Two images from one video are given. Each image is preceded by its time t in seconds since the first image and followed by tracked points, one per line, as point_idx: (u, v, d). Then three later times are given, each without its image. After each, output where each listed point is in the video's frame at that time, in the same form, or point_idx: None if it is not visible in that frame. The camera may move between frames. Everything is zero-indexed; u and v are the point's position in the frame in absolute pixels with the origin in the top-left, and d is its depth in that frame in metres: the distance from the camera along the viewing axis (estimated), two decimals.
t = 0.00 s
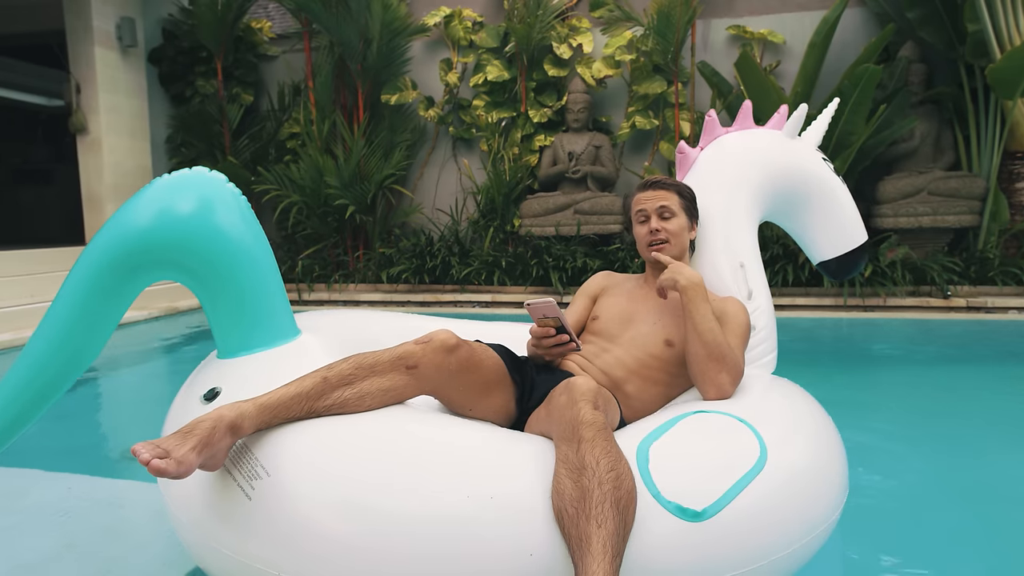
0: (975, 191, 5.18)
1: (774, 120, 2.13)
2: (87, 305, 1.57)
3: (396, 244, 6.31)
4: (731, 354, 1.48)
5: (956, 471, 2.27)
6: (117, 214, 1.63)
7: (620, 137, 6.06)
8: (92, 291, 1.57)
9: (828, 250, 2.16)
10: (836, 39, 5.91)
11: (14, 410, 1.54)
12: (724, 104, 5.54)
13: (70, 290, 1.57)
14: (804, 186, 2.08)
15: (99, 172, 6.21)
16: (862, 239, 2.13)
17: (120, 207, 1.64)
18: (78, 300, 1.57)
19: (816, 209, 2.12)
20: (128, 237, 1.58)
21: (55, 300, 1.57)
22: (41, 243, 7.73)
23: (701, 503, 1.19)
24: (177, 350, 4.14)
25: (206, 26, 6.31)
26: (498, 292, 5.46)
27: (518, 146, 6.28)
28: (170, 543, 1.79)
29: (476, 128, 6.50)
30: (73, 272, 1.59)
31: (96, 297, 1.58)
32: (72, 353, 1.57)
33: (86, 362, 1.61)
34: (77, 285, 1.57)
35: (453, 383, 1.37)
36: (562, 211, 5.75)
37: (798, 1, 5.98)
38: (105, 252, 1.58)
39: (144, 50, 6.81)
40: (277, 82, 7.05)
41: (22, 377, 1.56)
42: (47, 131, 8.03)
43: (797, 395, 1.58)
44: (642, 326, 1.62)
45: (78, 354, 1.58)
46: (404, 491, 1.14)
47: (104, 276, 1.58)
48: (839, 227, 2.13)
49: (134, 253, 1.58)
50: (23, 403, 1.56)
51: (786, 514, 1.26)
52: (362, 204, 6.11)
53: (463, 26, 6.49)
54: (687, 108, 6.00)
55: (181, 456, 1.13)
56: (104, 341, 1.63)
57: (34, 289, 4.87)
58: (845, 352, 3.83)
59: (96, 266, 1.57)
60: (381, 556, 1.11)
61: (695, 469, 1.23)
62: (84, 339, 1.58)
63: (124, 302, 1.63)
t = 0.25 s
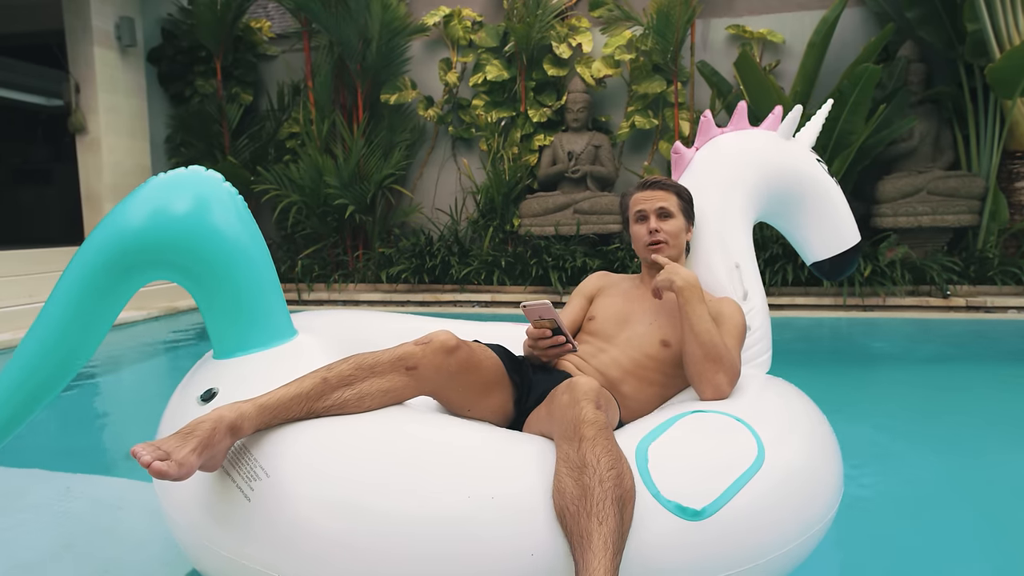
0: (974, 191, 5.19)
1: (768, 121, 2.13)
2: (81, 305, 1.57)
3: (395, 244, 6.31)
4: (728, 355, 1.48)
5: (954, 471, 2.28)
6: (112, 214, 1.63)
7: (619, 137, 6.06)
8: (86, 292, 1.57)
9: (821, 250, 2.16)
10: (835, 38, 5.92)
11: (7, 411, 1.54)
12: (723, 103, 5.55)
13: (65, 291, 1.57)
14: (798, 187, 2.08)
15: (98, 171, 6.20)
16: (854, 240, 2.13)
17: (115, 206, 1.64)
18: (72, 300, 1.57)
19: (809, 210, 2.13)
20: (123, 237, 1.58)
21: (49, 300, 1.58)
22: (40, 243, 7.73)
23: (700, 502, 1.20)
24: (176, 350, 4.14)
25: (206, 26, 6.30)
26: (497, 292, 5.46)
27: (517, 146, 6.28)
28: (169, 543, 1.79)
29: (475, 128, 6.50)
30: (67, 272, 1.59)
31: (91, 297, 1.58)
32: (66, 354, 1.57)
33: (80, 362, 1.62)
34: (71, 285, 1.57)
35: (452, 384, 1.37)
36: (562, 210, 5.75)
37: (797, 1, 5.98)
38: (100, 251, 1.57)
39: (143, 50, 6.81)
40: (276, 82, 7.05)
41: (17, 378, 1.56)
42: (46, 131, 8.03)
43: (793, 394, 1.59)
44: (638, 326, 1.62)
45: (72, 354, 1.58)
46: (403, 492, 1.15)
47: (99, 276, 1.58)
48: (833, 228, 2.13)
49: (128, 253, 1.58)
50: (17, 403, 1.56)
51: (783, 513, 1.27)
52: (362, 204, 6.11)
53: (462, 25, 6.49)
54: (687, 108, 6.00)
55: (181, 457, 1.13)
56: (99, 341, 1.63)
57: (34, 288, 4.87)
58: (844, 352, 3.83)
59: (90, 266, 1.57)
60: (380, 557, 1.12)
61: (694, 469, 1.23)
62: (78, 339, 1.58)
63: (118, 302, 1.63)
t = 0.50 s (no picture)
0: (973, 191, 5.19)
1: (761, 121, 2.14)
2: (74, 306, 1.57)
3: (395, 244, 6.31)
4: (725, 354, 1.48)
5: (955, 471, 2.28)
6: (105, 214, 1.62)
7: (619, 137, 6.06)
8: (80, 292, 1.57)
9: (815, 249, 2.16)
10: (835, 38, 5.92)
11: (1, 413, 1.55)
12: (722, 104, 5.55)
13: (58, 292, 1.57)
14: (792, 187, 2.08)
15: (98, 171, 6.20)
16: (847, 241, 2.14)
17: (109, 206, 1.64)
18: (66, 300, 1.57)
19: (803, 210, 2.13)
20: (117, 237, 1.58)
21: (41, 301, 1.57)
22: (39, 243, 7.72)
23: (699, 501, 1.20)
24: (177, 349, 4.15)
25: (206, 26, 6.30)
26: (497, 292, 5.46)
27: (516, 146, 6.27)
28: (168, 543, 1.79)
29: (475, 128, 6.50)
30: (60, 272, 1.58)
31: (84, 297, 1.58)
32: (60, 355, 1.57)
33: (74, 363, 1.62)
34: (64, 285, 1.57)
35: (450, 385, 1.37)
36: (561, 211, 5.75)
37: (797, 1, 5.98)
38: (94, 252, 1.57)
39: (142, 50, 6.80)
40: (276, 82, 7.05)
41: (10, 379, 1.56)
42: (45, 131, 8.05)
43: (788, 394, 1.59)
44: (634, 325, 1.62)
45: (66, 356, 1.58)
46: (401, 492, 1.15)
47: (93, 276, 1.58)
48: (825, 229, 2.14)
49: (122, 253, 1.58)
50: (12, 404, 1.56)
51: (780, 511, 1.28)
52: (361, 204, 6.11)
53: (462, 25, 6.49)
54: (686, 108, 6.00)
55: (178, 459, 1.13)
56: (93, 342, 1.63)
57: (33, 289, 4.87)
58: (843, 351, 3.83)
59: (84, 266, 1.57)
60: (378, 557, 1.12)
61: (691, 468, 1.24)
62: (72, 339, 1.58)
63: (112, 303, 1.63)
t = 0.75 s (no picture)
0: (972, 192, 5.20)
1: (756, 122, 2.14)
2: (68, 307, 1.57)
3: (394, 245, 6.31)
4: (721, 355, 1.48)
5: (954, 473, 2.28)
6: (100, 215, 1.62)
7: (618, 138, 6.06)
8: (73, 293, 1.57)
9: (810, 250, 2.18)
10: (834, 40, 5.92)
11: None
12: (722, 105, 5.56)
13: (52, 293, 1.57)
14: (787, 188, 2.10)
15: (98, 172, 6.20)
16: (842, 241, 2.15)
17: (103, 207, 1.64)
18: (60, 301, 1.56)
19: (798, 211, 2.14)
20: (111, 238, 1.57)
21: (35, 302, 1.57)
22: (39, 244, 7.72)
23: (696, 502, 1.20)
24: (177, 350, 4.15)
25: (206, 27, 6.30)
26: (497, 293, 5.46)
27: (516, 147, 6.27)
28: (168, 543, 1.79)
29: (475, 129, 6.50)
30: (54, 273, 1.58)
31: (79, 298, 1.58)
32: (54, 356, 1.57)
33: (68, 365, 1.62)
34: (58, 286, 1.57)
35: (447, 386, 1.37)
36: (561, 212, 5.76)
37: (797, 2, 5.98)
38: (87, 252, 1.57)
39: (142, 51, 6.81)
40: (276, 83, 7.05)
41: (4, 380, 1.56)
42: (45, 132, 8.06)
43: (784, 394, 1.59)
44: (630, 326, 1.62)
45: (59, 357, 1.58)
46: (398, 494, 1.14)
47: (86, 277, 1.58)
48: (820, 229, 2.15)
49: (116, 254, 1.58)
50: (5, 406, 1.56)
51: (776, 512, 1.28)
52: (361, 205, 6.11)
53: (462, 26, 6.49)
54: (686, 109, 6.00)
55: (174, 462, 1.13)
56: (87, 343, 1.63)
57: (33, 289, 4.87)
58: (842, 353, 3.83)
59: (78, 267, 1.57)
60: (375, 559, 1.12)
61: (688, 469, 1.24)
62: (66, 340, 1.58)
63: (106, 304, 1.63)
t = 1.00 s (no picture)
0: (972, 191, 5.19)
1: (753, 120, 2.14)
2: (60, 308, 1.56)
3: (394, 244, 6.30)
4: (718, 354, 1.48)
5: (953, 472, 2.27)
6: (92, 214, 1.61)
7: (618, 137, 6.05)
8: (66, 294, 1.56)
9: (806, 248, 2.19)
10: (834, 39, 5.91)
11: None
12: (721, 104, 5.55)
13: (45, 293, 1.56)
14: (783, 187, 2.09)
15: (97, 172, 6.20)
16: (837, 240, 2.16)
17: (96, 206, 1.63)
18: (53, 301, 1.56)
19: (794, 210, 2.14)
20: (104, 238, 1.57)
21: (27, 302, 1.57)
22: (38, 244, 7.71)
23: (694, 500, 1.20)
24: (176, 349, 4.15)
25: (205, 26, 6.29)
26: (496, 292, 5.45)
27: (515, 146, 6.26)
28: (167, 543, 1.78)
29: (474, 128, 6.49)
30: (46, 273, 1.58)
31: (72, 298, 1.57)
32: (46, 357, 1.57)
33: (60, 365, 1.61)
34: (50, 286, 1.56)
35: (444, 386, 1.37)
36: (561, 211, 5.75)
37: (796, 1, 5.98)
38: (79, 252, 1.56)
39: (141, 50, 6.80)
40: (275, 82, 7.03)
41: None
42: (45, 132, 8.07)
43: (780, 392, 1.59)
44: (627, 325, 1.62)
45: (52, 358, 1.58)
46: (394, 495, 1.14)
47: (79, 277, 1.57)
48: (816, 228, 2.16)
49: (109, 254, 1.57)
50: None
51: (773, 510, 1.28)
52: (360, 204, 6.10)
53: (461, 26, 6.48)
54: (686, 108, 6.00)
55: (171, 465, 1.12)
56: (81, 343, 1.63)
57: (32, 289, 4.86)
58: (842, 351, 3.83)
59: (72, 267, 1.56)
60: (372, 559, 1.11)
61: (687, 468, 1.24)
62: (58, 341, 1.57)
63: (99, 305, 1.62)
